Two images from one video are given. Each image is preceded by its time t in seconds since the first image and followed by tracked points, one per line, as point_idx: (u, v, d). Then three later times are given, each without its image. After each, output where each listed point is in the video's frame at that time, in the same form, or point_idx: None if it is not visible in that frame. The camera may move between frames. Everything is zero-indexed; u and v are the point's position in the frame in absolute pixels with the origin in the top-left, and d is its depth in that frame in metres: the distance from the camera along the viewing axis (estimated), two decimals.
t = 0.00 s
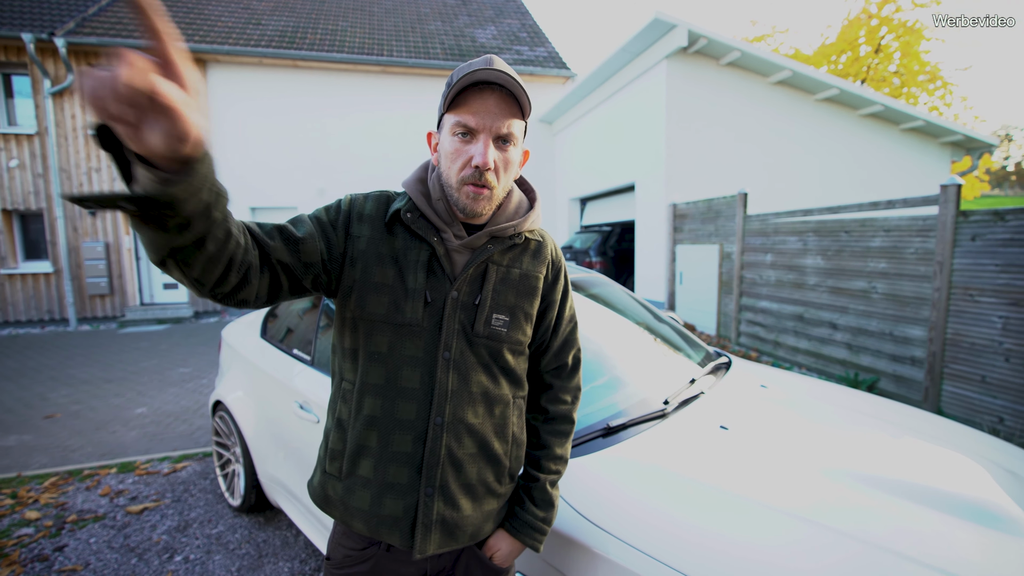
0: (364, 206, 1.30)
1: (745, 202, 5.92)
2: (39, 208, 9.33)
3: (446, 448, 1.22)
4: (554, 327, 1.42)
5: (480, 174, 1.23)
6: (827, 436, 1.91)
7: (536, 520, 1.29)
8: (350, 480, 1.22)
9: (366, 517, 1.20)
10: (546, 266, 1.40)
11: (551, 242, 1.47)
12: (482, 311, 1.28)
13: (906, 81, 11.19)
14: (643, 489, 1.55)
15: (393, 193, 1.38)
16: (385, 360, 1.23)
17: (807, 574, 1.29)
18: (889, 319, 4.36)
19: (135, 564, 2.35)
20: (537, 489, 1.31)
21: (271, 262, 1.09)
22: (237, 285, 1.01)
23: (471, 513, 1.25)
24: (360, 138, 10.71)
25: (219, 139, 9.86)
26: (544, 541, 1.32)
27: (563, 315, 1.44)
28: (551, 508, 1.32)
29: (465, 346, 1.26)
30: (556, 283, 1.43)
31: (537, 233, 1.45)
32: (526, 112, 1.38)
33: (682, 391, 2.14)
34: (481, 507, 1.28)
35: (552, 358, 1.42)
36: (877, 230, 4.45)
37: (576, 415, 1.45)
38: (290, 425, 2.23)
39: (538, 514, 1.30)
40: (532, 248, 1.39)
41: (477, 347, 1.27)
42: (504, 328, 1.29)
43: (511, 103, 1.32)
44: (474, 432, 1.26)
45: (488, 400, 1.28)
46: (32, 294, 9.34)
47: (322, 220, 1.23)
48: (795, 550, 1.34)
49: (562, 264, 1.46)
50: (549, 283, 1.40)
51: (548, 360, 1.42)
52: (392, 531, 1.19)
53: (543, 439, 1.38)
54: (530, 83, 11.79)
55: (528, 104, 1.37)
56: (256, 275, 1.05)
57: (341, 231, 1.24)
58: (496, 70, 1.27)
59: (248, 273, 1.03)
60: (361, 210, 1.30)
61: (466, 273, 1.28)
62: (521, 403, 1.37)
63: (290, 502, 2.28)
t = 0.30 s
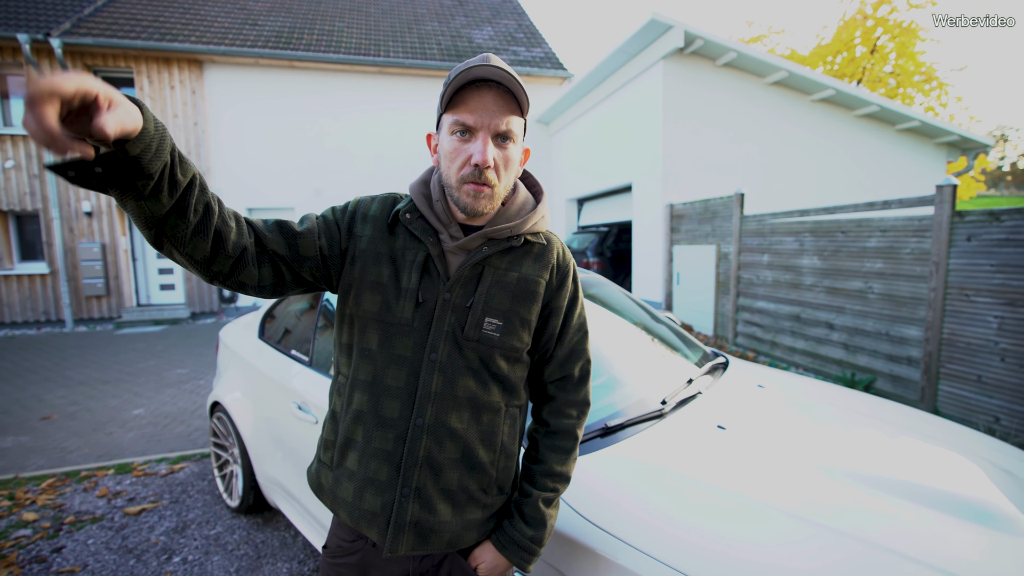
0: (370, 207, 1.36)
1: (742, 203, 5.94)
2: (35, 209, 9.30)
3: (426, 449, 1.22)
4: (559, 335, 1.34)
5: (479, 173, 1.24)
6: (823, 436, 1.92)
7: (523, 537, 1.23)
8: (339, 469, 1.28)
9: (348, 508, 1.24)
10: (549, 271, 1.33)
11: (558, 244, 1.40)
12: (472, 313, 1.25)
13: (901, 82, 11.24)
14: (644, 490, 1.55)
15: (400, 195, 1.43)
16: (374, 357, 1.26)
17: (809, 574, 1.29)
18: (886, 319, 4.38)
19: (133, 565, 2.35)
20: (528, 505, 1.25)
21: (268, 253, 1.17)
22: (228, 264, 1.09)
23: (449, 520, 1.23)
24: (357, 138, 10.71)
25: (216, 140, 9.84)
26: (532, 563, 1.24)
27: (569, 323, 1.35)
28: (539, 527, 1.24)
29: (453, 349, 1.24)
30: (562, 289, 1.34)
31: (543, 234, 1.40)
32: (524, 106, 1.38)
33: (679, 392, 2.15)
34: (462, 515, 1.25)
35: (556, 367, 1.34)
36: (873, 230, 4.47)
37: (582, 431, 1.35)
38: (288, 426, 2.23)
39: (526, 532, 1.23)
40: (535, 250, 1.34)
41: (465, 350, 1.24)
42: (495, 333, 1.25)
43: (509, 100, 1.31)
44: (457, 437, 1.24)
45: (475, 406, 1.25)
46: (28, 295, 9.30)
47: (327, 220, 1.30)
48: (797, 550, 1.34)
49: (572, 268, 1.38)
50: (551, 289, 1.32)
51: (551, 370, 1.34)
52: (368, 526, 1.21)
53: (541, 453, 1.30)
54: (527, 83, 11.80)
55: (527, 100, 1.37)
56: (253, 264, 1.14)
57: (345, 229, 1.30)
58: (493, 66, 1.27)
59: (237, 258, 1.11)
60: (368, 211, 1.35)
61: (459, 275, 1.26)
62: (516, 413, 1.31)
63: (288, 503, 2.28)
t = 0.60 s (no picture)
0: (373, 205, 1.38)
1: (742, 201, 5.94)
2: (33, 207, 9.28)
3: (420, 448, 1.22)
4: (562, 336, 1.32)
5: (479, 163, 1.24)
6: (824, 434, 1.92)
7: (518, 540, 1.22)
8: (342, 462, 1.31)
9: (350, 500, 1.27)
10: (551, 271, 1.31)
11: (563, 242, 1.38)
12: (470, 313, 1.25)
13: (902, 81, 11.23)
14: (646, 488, 1.55)
15: (401, 192, 1.44)
16: (374, 354, 1.27)
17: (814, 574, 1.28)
18: (885, 317, 4.38)
19: (134, 563, 2.35)
20: (526, 507, 1.24)
21: (271, 253, 1.21)
22: (231, 266, 1.13)
23: (444, 519, 1.23)
24: (357, 136, 10.70)
25: (215, 138, 9.82)
26: (528, 565, 1.23)
27: (572, 325, 1.33)
28: (531, 531, 1.23)
29: (450, 348, 1.24)
30: (565, 290, 1.32)
31: (547, 230, 1.38)
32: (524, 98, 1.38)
33: (679, 389, 2.15)
34: (458, 514, 1.24)
35: (557, 368, 1.33)
36: (873, 229, 4.47)
37: (585, 435, 1.33)
38: (289, 424, 2.22)
39: (522, 536, 1.22)
40: (537, 249, 1.32)
41: (462, 350, 1.24)
42: (492, 333, 1.25)
43: (508, 89, 1.32)
44: (452, 437, 1.23)
45: (471, 406, 1.24)
46: (27, 293, 9.29)
47: (331, 220, 1.33)
48: (801, 549, 1.34)
49: (576, 267, 1.36)
50: (553, 289, 1.31)
51: (554, 372, 1.33)
52: (366, 520, 1.23)
53: (542, 456, 1.29)
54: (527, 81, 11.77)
55: (527, 88, 1.37)
56: (256, 265, 1.18)
57: (349, 229, 1.33)
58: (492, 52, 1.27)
59: (239, 260, 1.14)
60: (371, 209, 1.37)
61: (457, 273, 1.26)
62: (516, 414, 1.30)
63: (290, 501, 2.28)
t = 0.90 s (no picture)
0: (367, 211, 1.38)
1: (740, 202, 5.96)
2: (32, 208, 9.27)
3: (421, 451, 1.23)
4: (561, 337, 1.32)
5: (489, 159, 1.25)
6: (824, 433, 1.93)
7: (521, 541, 1.22)
8: (346, 468, 1.32)
9: (353, 505, 1.28)
10: (549, 273, 1.31)
11: (562, 245, 1.39)
12: (467, 316, 1.25)
13: (898, 82, 11.28)
14: (645, 489, 1.55)
15: (398, 195, 1.44)
16: (373, 360, 1.28)
17: (813, 573, 1.29)
18: (882, 318, 4.40)
19: (133, 565, 2.34)
20: (527, 509, 1.24)
21: (273, 278, 1.21)
22: (227, 306, 1.14)
23: (446, 522, 1.23)
24: (356, 137, 10.69)
25: (214, 139, 9.81)
26: (530, 566, 1.24)
27: (571, 327, 1.33)
28: (534, 533, 1.23)
29: (448, 351, 1.24)
30: (564, 292, 1.32)
31: (545, 233, 1.38)
32: (541, 109, 1.42)
33: (678, 390, 2.16)
34: (460, 517, 1.25)
35: (557, 370, 1.33)
36: (870, 230, 4.49)
37: (585, 435, 1.33)
38: (288, 425, 2.22)
39: (524, 538, 1.23)
40: (533, 251, 1.32)
41: (460, 353, 1.24)
42: (490, 335, 1.25)
43: (528, 95, 1.34)
44: (452, 440, 1.24)
45: (471, 409, 1.25)
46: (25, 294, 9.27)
47: (327, 232, 1.33)
48: (800, 549, 1.35)
49: (573, 268, 1.36)
50: (551, 291, 1.31)
51: (553, 373, 1.33)
52: (370, 525, 1.24)
53: (542, 458, 1.30)
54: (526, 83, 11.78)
55: (546, 97, 1.40)
56: (252, 294, 1.17)
57: (345, 237, 1.34)
58: (523, 53, 1.29)
59: (230, 296, 1.14)
60: (367, 215, 1.38)
61: (453, 276, 1.27)
62: (516, 416, 1.30)
63: (289, 503, 2.28)
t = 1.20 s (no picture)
0: (361, 215, 1.37)
1: (737, 204, 5.99)
2: (26, 209, 9.22)
3: (423, 457, 1.22)
4: (556, 338, 1.33)
5: (492, 161, 1.25)
6: (821, 435, 1.93)
7: (522, 543, 1.22)
8: (342, 477, 1.30)
9: (352, 515, 1.26)
10: (545, 274, 1.32)
11: (556, 250, 1.40)
12: (467, 318, 1.25)
13: (893, 86, 11.36)
14: (641, 490, 1.55)
15: (394, 197, 1.43)
16: (370, 365, 1.26)
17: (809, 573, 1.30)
18: (878, 319, 4.42)
19: (127, 569, 2.33)
20: (528, 511, 1.24)
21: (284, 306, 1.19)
22: (245, 346, 1.13)
23: (449, 527, 1.23)
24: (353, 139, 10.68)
25: (211, 141, 9.79)
26: (531, 566, 1.24)
27: (566, 327, 1.34)
28: (539, 534, 1.24)
29: (448, 353, 1.24)
30: (559, 293, 1.33)
31: (539, 237, 1.39)
32: (549, 121, 1.43)
33: (675, 392, 2.16)
34: (462, 521, 1.24)
35: (553, 372, 1.33)
36: (865, 232, 4.52)
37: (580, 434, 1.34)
38: (285, 427, 2.22)
39: (526, 538, 1.23)
40: (530, 253, 1.33)
41: (460, 356, 1.24)
42: (490, 338, 1.25)
43: (539, 108, 1.36)
44: (454, 443, 1.23)
45: (472, 412, 1.24)
46: (19, 296, 9.21)
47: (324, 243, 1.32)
48: (795, 550, 1.35)
49: (567, 270, 1.38)
50: (547, 292, 1.32)
51: (549, 373, 1.33)
52: (370, 534, 1.23)
53: (539, 458, 1.30)
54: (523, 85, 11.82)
55: (556, 113, 1.41)
56: (270, 328, 1.17)
57: (341, 243, 1.32)
58: (541, 66, 1.31)
59: (245, 337, 1.12)
60: (360, 220, 1.36)
61: (452, 278, 1.27)
62: (516, 418, 1.31)
63: (285, 506, 2.27)
